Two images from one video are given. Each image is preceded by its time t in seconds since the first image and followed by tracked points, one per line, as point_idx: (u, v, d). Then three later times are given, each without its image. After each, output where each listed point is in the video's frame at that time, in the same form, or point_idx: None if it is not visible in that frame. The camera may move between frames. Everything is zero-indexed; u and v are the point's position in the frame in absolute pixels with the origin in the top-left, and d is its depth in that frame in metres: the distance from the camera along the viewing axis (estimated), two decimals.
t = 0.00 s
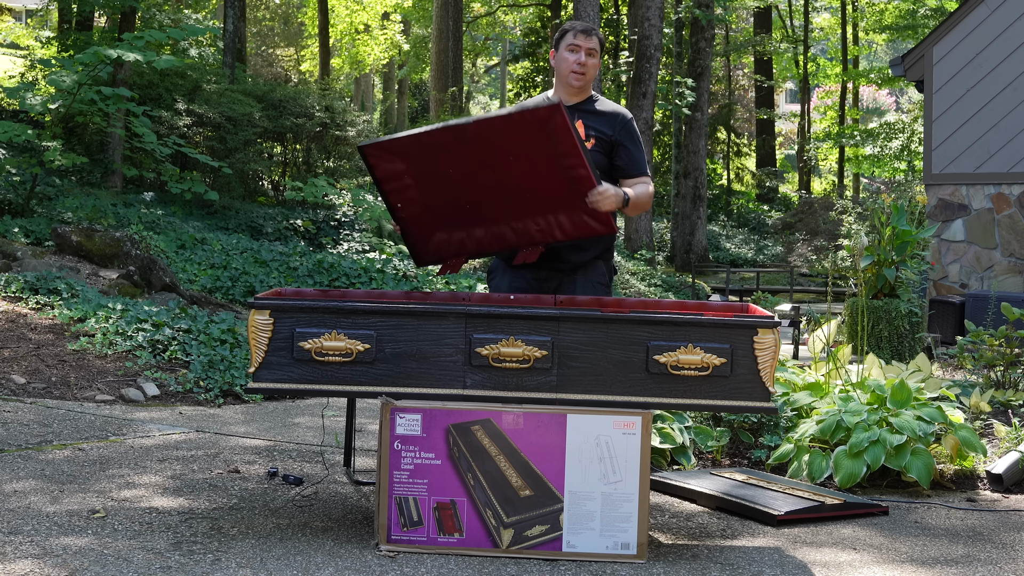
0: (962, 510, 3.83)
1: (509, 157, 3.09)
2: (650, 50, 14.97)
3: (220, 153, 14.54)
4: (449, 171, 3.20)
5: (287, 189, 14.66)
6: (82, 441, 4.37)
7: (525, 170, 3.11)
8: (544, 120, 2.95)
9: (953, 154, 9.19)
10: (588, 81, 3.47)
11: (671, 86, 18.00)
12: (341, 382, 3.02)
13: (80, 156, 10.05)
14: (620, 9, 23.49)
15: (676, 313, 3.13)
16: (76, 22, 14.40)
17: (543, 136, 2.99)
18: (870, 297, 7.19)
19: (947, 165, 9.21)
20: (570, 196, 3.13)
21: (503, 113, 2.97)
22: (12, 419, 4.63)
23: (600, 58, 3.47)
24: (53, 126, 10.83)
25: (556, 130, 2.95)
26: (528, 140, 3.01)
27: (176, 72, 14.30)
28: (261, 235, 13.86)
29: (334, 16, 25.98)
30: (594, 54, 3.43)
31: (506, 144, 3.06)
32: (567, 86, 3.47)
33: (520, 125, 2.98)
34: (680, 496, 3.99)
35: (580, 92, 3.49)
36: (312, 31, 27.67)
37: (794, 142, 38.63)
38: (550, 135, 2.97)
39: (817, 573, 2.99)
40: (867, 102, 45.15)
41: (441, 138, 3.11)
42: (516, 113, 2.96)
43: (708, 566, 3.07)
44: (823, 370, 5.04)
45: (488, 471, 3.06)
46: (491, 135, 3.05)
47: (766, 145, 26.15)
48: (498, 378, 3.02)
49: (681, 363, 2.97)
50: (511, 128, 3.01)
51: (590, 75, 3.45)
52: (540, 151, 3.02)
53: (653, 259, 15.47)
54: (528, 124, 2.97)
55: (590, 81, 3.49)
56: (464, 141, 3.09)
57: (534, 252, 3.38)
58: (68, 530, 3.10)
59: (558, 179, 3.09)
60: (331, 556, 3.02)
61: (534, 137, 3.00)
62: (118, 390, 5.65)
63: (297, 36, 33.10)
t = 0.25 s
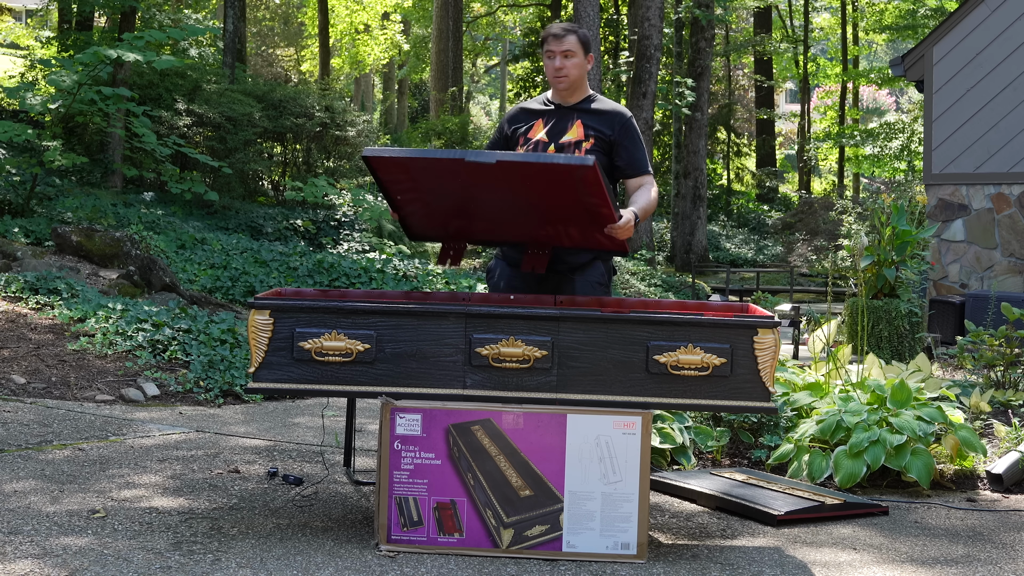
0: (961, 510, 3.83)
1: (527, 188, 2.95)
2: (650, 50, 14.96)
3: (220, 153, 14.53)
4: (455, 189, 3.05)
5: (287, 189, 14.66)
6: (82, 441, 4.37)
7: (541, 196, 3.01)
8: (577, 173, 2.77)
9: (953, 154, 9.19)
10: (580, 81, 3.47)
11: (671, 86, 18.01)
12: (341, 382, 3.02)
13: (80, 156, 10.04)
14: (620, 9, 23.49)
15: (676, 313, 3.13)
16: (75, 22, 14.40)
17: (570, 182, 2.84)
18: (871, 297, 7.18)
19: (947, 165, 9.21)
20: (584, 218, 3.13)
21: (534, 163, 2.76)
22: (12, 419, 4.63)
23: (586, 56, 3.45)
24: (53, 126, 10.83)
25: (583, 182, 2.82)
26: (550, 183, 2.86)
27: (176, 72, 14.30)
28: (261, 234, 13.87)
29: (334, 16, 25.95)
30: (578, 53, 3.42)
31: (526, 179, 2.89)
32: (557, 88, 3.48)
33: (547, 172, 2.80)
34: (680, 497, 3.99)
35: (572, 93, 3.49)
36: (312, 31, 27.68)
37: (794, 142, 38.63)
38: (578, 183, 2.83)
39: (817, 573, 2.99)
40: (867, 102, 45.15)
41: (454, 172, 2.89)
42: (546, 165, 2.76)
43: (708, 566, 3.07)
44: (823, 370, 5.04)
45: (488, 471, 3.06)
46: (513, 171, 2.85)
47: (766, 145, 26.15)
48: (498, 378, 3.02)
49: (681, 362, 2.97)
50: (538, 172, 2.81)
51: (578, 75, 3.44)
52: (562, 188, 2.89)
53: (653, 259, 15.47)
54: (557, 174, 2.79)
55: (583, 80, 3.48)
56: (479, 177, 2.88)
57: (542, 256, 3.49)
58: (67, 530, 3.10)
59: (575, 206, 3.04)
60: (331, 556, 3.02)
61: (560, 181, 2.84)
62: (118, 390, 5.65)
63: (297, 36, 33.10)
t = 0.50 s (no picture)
0: (961, 510, 3.83)
1: (529, 200, 2.94)
2: (650, 50, 14.95)
3: (220, 153, 14.53)
4: (452, 180, 2.97)
5: (287, 189, 14.66)
6: (82, 441, 4.37)
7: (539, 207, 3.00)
8: (584, 206, 2.77)
9: (953, 154, 9.19)
10: (566, 80, 3.44)
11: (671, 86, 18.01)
12: (341, 382, 3.02)
13: (80, 156, 10.04)
14: (620, 10, 23.49)
15: (676, 313, 3.13)
16: (75, 22, 14.40)
17: (575, 208, 2.83)
18: (871, 297, 7.19)
19: (947, 165, 9.21)
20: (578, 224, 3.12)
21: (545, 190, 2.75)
22: (12, 419, 4.63)
23: (568, 55, 3.40)
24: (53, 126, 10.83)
25: (589, 212, 2.81)
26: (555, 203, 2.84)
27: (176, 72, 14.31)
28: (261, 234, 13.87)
29: (334, 16, 25.94)
30: (559, 54, 3.37)
31: (530, 195, 2.87)
32: (542, 90, 3.46)
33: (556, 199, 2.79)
34: (680, 497, 3.99)
35: (560, 93, 3.46)
36: (312, 31, 27.68)
37: (794, 142, 38.63)
38: (583, 211, 2.83)
39: (817, 573, 2.99)
40: (867, 102, 45.14)
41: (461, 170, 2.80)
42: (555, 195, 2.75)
43: (708, 566, 3.07)
44: (823, 370, 5.04)
45: (488, 471, 3.06)
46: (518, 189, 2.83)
47: (766, 145, 26.14)
48: (498, 378, 3.02)
49: (681, 363, 2.97)
50: (545, 196, 2.80)
51: (562, 75, 3.41)
52: (565, 208, 2.89)
53: (653, 259, 15.48)
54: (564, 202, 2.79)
55: (569, 79, 3.44)
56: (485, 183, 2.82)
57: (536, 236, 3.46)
58: (68, 530, 3.10)
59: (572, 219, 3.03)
60: (331, 556, 3.02)
61: (564, 206, 2.84)
62: (118, 390, 5.65)
63: (297, 36, 33.11)
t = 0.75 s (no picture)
0: (961, 509, 3.83)
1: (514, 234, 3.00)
2: (650, 50, 14.95)
3: (220, 153, 14.53)
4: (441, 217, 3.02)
5: (288, 190, 14.66)
6: (82, 441, 4.37)
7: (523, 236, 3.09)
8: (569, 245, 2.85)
9: (953, 154, 9.19)
10: (547, 80, 3.41)
11: (671, 86, 18.01)
12: (341, 382, 3.02)
13: (80, 156, 10.04)
14: (620, 9, 23.49)
15: (676, 313, 3.13)
16: (76, 22, 14.39)
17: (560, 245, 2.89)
18: (870, 297, 7.19)
19: (947, 164, 9.21)
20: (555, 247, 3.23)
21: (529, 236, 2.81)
22: (12, 419, 4.63)
23: (548, 56, 3.38)
24: (52, 127, 10.83)
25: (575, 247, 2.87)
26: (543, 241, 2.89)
27: (176, 72, 14.31)
28: (261, 235, 13.87)
29: (334, 16, 25.94)
30: (537, 56, 3.36)
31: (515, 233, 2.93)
32: (524, 92, 3.43)
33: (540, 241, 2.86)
34: (680, 497, 3.99)
35: (542, 94, 3.43)
36: (312, 31, 27.67)
37: (793, 142, 38.63)
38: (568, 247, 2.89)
39: (817, 572, 2.99)
40: (867, 102, 45.14)
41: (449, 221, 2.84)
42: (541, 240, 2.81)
43: (708, 566, 3.07)
44: (823, 370, 5.04)
45: (488, 472, 3.06)
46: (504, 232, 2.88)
47: (766, 145, 26.15)
48: (498, 378, 3.02)
49: (681, 363, 2.97)
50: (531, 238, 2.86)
51: (544, 76, 3.39)
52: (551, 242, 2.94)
53: (653, 259, 15.48)
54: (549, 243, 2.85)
55: (551, 79, 3.42)
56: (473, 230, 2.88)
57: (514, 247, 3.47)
58: (68, 530, 3.10)
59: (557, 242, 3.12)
60: (331, 556, 3.02)
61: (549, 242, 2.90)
62: (118, 390, 5.65)
63: (297, 36, 33.12)
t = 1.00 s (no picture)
0: (962, 510, 3.83)
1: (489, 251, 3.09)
2: (650, 50, 14.95)
3: (220, 153, 14.53)
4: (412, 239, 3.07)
5: (288, 190, 14.66)
6: (82, 441, 4.37)
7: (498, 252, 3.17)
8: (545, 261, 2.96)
9: (953, 154, 9.19)
10: (512, 82, 3.41)
11: (670, 86, 18.01)
12: (341, 382, 3.02)
13: (80, 156, 10.04)
14: (620, 9, 23.50)
15: (676, 313, 3.13)
16: (75, 22, 14.39)
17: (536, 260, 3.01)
18: (870, 297, 7.19)
19: (947, 164, 9.21)
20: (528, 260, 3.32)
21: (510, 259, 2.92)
22: (12, 419, 4.63)
23: (509, 57, 3.37)
24: (53, 127, 10.82)
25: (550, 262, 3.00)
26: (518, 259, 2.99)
27: (176, 72, 14.32)
28: (261, 235, 13.88)
29: (334, 16, 25.94)
30: (499, 59, 3.36)
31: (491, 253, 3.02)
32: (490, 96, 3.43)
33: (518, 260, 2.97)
34: (680, 496, 4.00)
35: (509, 95, 3.44)
36: (312, 31, 27.67)
37: (794, 142, 38.61)
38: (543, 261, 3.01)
39: (817, 572, 2.99)
40: (867, 102, 45.13)
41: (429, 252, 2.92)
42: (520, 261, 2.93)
43: (708, 566, 3.07)
44: (824, 370, 5.04)
45: (488, 472, 3.06)
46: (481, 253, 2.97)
47: (766, 145, 26.15)
48: (498, 378, 3.02)
49: (681, 363, 2.97)
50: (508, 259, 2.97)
51: (508, 78, 3.40)
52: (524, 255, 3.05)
53: (653, 259, 15.48)
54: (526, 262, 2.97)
55: (516, 80, 3.42)
56: (454, 260, 2.97)
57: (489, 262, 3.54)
58: (68, 530, 3.10)
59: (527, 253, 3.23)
60: (331, 556, 3.02)
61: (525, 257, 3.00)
62: (117, 390, 5.65)
63: (297, 36, 33.12)
